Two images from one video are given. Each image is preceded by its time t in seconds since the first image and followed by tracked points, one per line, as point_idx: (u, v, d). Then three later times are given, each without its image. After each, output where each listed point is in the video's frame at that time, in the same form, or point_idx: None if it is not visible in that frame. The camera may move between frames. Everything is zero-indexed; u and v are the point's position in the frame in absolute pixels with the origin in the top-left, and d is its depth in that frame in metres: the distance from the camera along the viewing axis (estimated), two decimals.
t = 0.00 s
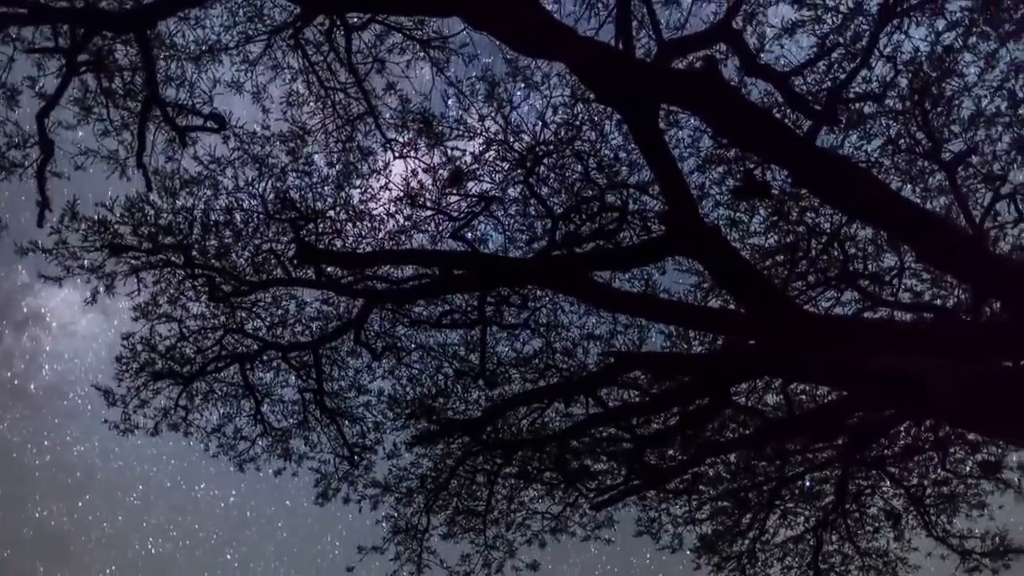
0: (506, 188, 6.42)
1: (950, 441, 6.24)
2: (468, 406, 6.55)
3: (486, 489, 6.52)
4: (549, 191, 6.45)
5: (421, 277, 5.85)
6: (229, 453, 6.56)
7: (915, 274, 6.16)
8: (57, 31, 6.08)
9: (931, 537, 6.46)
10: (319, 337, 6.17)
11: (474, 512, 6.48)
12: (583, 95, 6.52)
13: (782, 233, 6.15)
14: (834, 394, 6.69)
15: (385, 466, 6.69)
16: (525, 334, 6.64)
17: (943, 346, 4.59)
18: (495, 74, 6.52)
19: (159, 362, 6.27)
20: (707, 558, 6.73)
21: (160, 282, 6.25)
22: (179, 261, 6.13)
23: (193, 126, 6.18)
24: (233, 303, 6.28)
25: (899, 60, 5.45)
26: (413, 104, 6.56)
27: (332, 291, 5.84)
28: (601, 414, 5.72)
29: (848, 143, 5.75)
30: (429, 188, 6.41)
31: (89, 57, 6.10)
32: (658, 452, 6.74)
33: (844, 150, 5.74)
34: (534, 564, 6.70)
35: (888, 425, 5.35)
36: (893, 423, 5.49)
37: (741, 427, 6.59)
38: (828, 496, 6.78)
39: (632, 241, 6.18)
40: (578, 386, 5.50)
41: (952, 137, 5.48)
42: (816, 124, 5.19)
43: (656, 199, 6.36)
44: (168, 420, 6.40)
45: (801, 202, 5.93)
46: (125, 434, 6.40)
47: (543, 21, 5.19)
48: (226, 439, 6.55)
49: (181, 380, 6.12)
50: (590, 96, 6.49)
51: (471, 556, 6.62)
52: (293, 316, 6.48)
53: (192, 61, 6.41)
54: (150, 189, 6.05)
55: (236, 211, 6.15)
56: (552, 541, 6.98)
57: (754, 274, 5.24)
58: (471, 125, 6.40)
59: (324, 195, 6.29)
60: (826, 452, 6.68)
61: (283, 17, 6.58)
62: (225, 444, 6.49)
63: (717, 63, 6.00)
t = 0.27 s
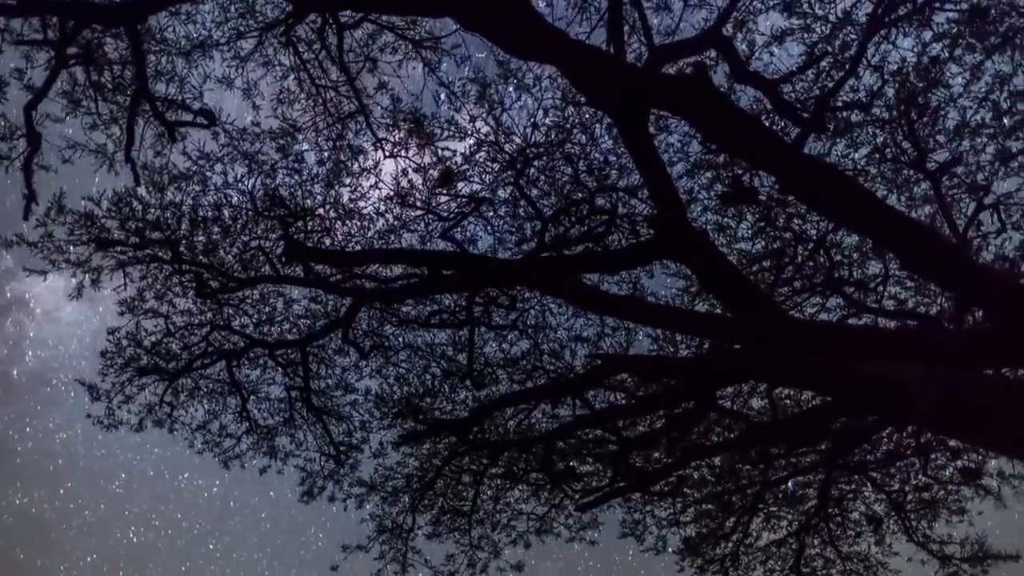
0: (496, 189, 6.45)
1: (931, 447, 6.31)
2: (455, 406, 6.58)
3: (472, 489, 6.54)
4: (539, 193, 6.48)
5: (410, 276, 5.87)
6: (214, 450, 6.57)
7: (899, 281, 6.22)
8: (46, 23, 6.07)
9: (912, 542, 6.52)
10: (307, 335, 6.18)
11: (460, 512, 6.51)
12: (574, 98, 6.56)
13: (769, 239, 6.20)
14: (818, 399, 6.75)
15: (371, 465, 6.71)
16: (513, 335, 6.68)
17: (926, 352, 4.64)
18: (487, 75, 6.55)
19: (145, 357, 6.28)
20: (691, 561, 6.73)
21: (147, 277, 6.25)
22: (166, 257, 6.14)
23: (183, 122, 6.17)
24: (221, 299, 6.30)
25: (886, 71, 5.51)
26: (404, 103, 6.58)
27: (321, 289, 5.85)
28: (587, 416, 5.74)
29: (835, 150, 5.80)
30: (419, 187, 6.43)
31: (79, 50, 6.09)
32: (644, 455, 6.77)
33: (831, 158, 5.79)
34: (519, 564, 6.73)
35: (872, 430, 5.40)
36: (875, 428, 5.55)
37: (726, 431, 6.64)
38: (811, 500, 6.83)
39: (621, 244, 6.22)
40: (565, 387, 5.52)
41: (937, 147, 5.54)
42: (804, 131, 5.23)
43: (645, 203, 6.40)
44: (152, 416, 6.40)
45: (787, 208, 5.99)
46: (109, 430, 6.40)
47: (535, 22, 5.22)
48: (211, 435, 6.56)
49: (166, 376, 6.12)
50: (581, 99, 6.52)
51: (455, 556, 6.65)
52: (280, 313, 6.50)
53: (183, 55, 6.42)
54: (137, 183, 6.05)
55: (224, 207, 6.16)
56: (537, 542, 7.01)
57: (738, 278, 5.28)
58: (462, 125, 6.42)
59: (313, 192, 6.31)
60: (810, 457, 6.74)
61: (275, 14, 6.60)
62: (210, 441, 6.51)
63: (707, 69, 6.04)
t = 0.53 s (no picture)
0: (486, 190, 6.48)
1: (913, 453, 6.37)
2: (442, 406, 6.61)
3: (457, 489, 6.57)
4: (529, 195, 6.51)
5: (398, 275, 5.88)
6: (199, 446, 6.58)
7: (883, 289, 6.27)
8: (36, 15, 6.06)
9: (893, 547, 6.57)
10: (295, 332, 6.18)
11: (446, 512, 6.54)
12: (565, 101, 6.59)
13: (756, 245, 6.26)
14: (802, 404, 6.80)
15: (357, 464, 6.73)
16: (502, 336, 6.71)
17: (909, 358, 4.69)
18: (478, 76, 6.57)
19: (131, 352, 6.29)
20: (675, 563, 6.78)
21: (134, 272, 6.26)
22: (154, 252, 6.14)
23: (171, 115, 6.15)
24: (208, 296, 6.31)
25: (873, 80, 5.57)
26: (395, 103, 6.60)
27: (309, 287, 5.86)
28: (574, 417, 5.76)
29: (822, 158, 5.85)
30: (409, 187, 6.46)
31: (68, 43, 6.08)
32: (630, 457, 6.80)
33: (819, 165, 5.84)
34: (504, 565, 6.76)
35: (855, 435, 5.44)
36: (858, 433, 5.60)
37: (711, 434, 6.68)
38: (794, 504, 6.89)
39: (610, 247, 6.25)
40: (552, 389, 5.55)
41: (923, 157, 5.60)
42: (793, 137, 5.26)
43: (634, 206, 6.43)
44: (137, 412, 6.41)
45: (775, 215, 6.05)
46: (93, 425, 6.41)
47: (526, 23, 5.26)
48: (196, 432, 6.57)
49: (152, 371, 6.13)
50: (572, 102, 6.56)
51: (440, 556, 6.68)
52: (268, 311, 6.52)
53: (173, 51, 6.42)
54: (125, 178, 6.06)
55: (213, 203, 6.17)
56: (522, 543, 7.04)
57: (724, 282, 5.32)
58: (453, 126, 6.43)
59: (303, 190, 6.33)
60: (793, 462, 6.79)
61: (268, 11, 6.61)
62: (195, 438, 6.52)
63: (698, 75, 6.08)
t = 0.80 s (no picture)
0: (476, 191, 6.50)
1: (896, 460, 6.42)
2: (429, 406, 6.62)
3: (443, 490, 6.59)
4: (520, 197, 6.53)
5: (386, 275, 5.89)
6: (184, 443, 6.59)
7: (869, 295, 6.32)
8: (26, 7, 6.05)
9: (875, 553, 6.62)
10: (283, 330, 6.19)
11: (431, 512, 6.56)
12: (556, 103, 6.62)
13: (744, 250, 6.31)
14: (787, 409, 6.84)
15: (343, 463, 6.75)
16: (490, 336, 6.74)
17: (895, 365, 4.74)
18: (471, 77, 6.59)
19: (116, 348, 6.29)
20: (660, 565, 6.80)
21: (121, 267, 6.26)
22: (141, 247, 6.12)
23: (160, 111, 6.11)
24: (196, 292, 6.30)
25: (862, 89, 5.62)
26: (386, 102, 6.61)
27: (297, 285, 5.86)
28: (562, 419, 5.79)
29: (810, 165, 5.89)
30: (400, 186, 6.48)
31: (58, 35, 6.06)
32: (616, 459, 6.82)
33: (807, 172, 5.88)
34: (489, 565, 6.78)
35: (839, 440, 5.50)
36: (842, 438, 5.65)
37: (697, 438, 6.71)
38: (778, 508, 6.94)
39: (598, 250, 6.28)
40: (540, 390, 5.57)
41: (909, 166, 5.65)
42: (782, 144, 5.30)
43: (624, 210, 6.45)
44: (122, 407, 6.42)
45: (763, 221, 6.10)
46: (77, 420, 6.41)
47: (521, 26, 5.29)
48: (181, 428, 6.58)
49: (138, 367, 6.12)
50: (563, 105, 6.59)
51: (425, 556, 6.70)
52: (256, 308, 6.52)
53: (164, 45, 6.42)
54: (113, 173, 6.05)
55: (202, 200, 6.18)
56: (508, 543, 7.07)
57: (714, 289, 5.36)
58: (444, 126, 6.42)
59: (293, 187, 6.34)
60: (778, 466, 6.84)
61: (259, 7, 6.62)
62: (181, 434, 6.52)
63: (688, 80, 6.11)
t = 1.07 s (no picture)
0: (467, 192, 6.53)
1: (879, 465, 6.48)
2: (416, 406, 6.63)
3: (429, 490, 6.60)
4: (510, 198, 6.54)
5: (375, 274, 5.90)
6: (168, 440, 6.58)
7: (855, 302, 6.37)
8: None
9: (857, 557, 6.67)
10: (270, 327, 6.19)
11: (417, 512, 6.57)
12: (548, 106, 6.65)
13: (731, 255, 6.37)
14: (773, 414, 6.88)
15: (329, 462, 6.76)
16: (478, 337, 6.76)
17: (881, 371, 4.78)
18: (463, 78, 6.60)
19: (102, 343, 6.27)
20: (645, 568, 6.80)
21: (108, 262, 6.25)
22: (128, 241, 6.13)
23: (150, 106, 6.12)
24: (183, 288, 6.31)
25: (850, 98, 5.68)
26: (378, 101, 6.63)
27: (285, 282, 5.86)
28: (549, 420, 5.81)
29: (799, 172, 5.93)
30: (390, 186, 6.49)
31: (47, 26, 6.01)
32: (602, 462, 6.84)
33: (795, 179, 5.92)
34: (474, 566, 6.80)
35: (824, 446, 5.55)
36: (826, 443, 5.70)
37: (683, 441, 6.74)
38: (762, 512, 6.98)
39: (588, 253, 6.31)
40: (528, 391, 5.59)
41: (896, 174, 5.69)
42: (771, 152, 5.34)
43: (614, 213, 6.47)
44: (107, 403, 6.40)
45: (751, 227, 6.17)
46: (61, 415, 6.38)
47: (515, 29, 5.33)
48: (165, 425, 6.58)
49: (123, 363, 6.11)
50: (555, 108, 6.62)
51: (410, 556, 6.72)
52: (244, 305, 6.52)
53: (154, 40, 6.41)
54: (101, 167, 6.03)
55: (191, 195, 6.17)
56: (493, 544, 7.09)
57: (703, 294, 5.40)
58: (436, 127, 6.43)
59: (283, 185, 6.35)
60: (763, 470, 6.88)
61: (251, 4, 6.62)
62: (166, 431, 6.52)
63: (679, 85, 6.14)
